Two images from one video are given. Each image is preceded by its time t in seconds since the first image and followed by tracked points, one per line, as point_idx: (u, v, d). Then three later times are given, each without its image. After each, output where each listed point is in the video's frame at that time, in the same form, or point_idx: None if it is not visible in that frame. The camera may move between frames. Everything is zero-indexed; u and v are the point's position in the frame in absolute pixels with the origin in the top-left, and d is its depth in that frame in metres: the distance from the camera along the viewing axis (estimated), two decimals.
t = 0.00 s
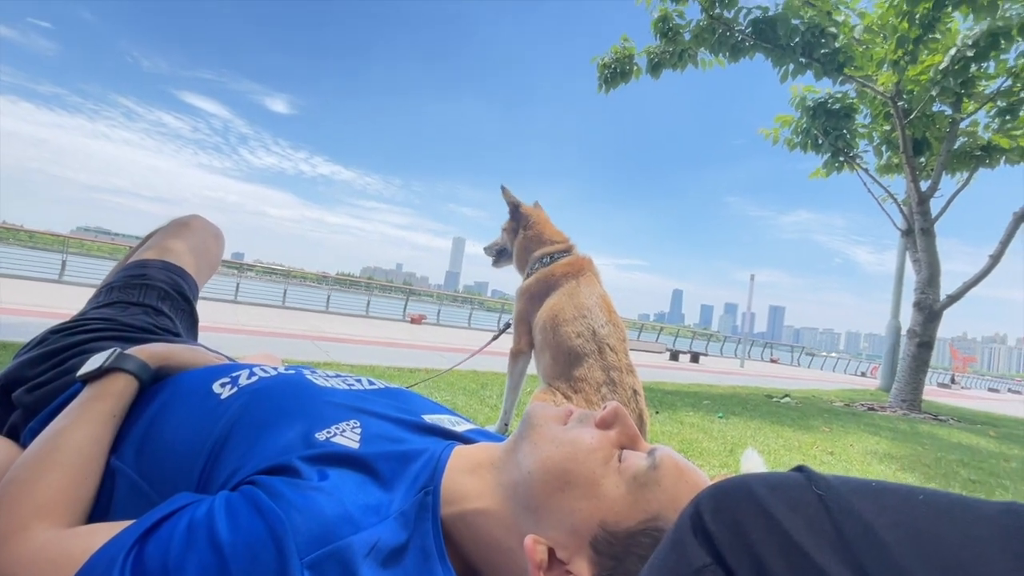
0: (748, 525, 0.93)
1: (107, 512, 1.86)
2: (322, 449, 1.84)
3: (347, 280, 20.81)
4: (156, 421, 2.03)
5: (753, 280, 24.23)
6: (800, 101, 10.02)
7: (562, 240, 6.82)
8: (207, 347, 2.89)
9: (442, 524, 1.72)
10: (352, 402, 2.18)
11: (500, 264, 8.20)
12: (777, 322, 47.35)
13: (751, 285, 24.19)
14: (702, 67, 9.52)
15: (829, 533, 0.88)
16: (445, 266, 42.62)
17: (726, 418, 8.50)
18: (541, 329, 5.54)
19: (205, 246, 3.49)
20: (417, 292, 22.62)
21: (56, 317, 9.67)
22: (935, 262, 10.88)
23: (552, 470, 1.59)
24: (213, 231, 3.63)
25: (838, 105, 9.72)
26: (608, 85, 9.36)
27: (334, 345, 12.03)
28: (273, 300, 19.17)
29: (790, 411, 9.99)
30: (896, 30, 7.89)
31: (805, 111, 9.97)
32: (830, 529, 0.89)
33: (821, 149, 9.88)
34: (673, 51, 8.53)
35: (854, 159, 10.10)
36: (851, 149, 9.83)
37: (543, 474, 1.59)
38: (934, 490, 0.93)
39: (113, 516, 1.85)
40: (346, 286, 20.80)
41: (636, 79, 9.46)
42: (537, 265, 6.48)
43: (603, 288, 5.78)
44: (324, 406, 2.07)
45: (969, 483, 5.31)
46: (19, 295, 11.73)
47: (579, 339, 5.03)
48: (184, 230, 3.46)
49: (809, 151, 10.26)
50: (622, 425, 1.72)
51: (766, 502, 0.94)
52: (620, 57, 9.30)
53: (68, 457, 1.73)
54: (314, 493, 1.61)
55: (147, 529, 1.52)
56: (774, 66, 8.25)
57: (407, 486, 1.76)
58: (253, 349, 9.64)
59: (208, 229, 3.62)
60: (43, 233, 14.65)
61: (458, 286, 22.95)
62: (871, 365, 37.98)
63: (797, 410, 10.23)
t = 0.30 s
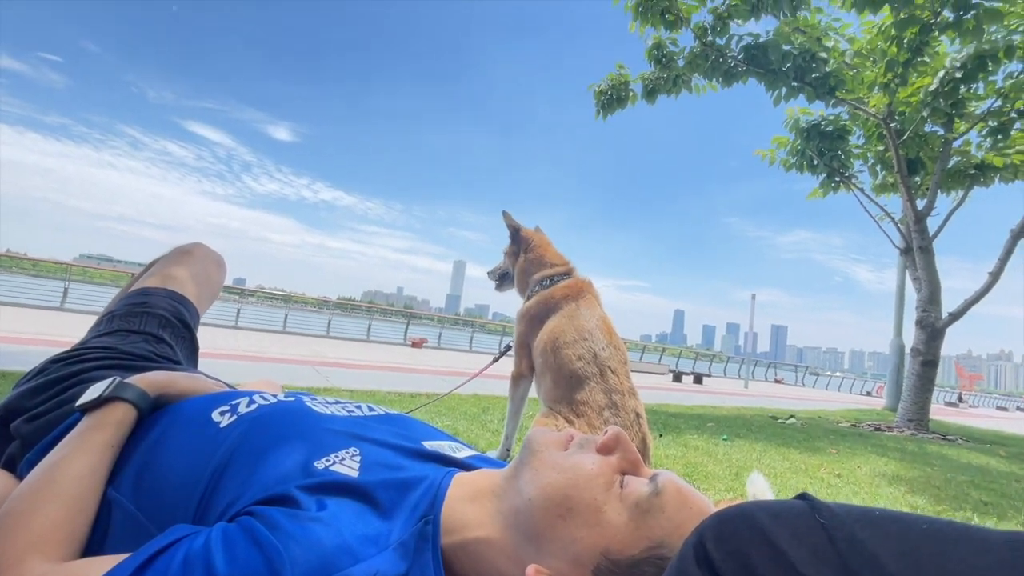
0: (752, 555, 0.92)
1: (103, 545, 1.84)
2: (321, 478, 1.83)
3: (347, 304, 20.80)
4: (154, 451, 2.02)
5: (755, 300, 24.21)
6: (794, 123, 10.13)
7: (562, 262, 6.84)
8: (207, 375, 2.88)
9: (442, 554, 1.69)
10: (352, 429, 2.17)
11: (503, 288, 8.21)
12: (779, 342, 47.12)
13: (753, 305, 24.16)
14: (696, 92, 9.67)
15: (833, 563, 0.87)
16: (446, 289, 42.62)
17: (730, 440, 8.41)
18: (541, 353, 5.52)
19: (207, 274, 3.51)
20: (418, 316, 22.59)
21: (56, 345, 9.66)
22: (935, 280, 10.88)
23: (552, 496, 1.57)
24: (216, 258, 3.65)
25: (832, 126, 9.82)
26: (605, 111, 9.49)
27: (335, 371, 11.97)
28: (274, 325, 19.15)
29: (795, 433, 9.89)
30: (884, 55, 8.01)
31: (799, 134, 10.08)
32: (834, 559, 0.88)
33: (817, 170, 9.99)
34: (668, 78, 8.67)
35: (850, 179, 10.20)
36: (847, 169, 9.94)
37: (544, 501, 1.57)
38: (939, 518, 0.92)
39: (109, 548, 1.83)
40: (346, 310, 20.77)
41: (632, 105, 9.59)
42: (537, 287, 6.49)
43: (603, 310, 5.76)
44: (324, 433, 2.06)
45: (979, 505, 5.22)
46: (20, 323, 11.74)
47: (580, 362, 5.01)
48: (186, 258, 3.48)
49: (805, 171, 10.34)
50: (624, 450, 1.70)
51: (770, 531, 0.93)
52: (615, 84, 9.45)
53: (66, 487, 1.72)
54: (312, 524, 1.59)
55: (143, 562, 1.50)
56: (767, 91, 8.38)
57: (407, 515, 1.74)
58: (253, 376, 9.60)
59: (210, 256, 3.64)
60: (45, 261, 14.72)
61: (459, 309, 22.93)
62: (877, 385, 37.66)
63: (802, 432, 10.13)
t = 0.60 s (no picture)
0: None
1: None
2: (322, 517, 1.81)
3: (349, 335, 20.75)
4: (154, 490, 2.00)
5: (758, 325, 24.14)
6: (787, 150, 10.24)
7: (562, 292, 6.85)
8: (208, 411, 2.86)
9: None
10: (352, 466, 2.15)
11: (505, 319, 8.20)
12: (784, 367, 46.76)
13: (756, 330, 24.08)
14: (691, 122, 9.82)
15: None
16: (447, 319, 42.59)
17: (738, 470, 8.28)
18: (544, 383, 5.48)
19: (210, 309, 3.52)
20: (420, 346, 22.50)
21: (56, 382, 9.61)
22: (936, 302, 10.86)
23: (556, 533, 1.55)
24: (219, 293, 3.67)
25: (825, 153, 9.93)
26: (601, 142, 9.64)
27: (336, 403, 11.88)
28: (275, 357, 19.08)
29: (803, 461, 9.75)
30: (872, 84, 8.16)
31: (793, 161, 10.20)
32: None
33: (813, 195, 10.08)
34: (663, 109, 8.81)
35: (846, 204, 10.29)
36: (842, 194, 10.04)
37: (547, 537, 1.55)
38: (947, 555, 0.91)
39: None
40: (348, 342, 20.71)
41: (628, 136, 9.73)
42: (538, 317, 6.49)
43: (605, 340, 5.74)
44: (324, 470, 2.04)
45: (996, 534, 5.11)
46: (20, 360, 11.71)
47: (583, 393, 4.97)
48: (189, 293, 3.50)
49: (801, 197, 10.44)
50: (628, 483, 1.69)
51: (775, 568, 0.92)
52: (611, 116, 9.61)
53: (63, 531, 1.70)
54: (312, 566, 1.57)
55: None
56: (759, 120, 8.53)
57: (409, 555, 1.71)
58: (254, 410, 9.54)
59: (214, 291, 3.66)
60: (47, 297, 14.77)
61: (461, 339, 22.83)
62: (885, 410, 37.18)
63: (811, 459, 9.98)
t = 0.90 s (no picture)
0: None
1: None
2: (323, 565, 1.75)
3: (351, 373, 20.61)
4: (152, 537, 1.96)
5: (763, 355, 23.95)
6: (782, 181, 10.36)
7: (564, 325, 6.83)
8: (208, 455, 2.82)
9: None
10: (354, 510, 2.10)
11: (508, 353, 8.15)
12: (792, 397, 46.14)
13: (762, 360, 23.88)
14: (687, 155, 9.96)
15: None
16: (450, 354, 42.34)
17: (750, 506, 8.08)
18: (548, 420, 5.40)
19: (211, 349, 3.51)
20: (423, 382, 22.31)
21: (55, 425, 9.50)
22: (941, 328, 10.78)
23: None
24: (221, 334, 3.66)
25: (820, 183, 10.02)
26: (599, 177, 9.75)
27: (338, 443, 11.71)
28: (276, 396, 18.90)
29: (816, 495, 9.51)
30: (862, 116, 8.28)
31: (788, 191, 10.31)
32: None
33: (810, 225, 10.12)
34: (658, 144, 8.93)
35: (844, 233, 10.32)
36: (839, 224, 10.08)
37: None
38: None
39: None
40: (350, 379, 20.56)
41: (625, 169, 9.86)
42: (540, 351, 6.46)
43: (609, 374, 5.68)
44: (326, 515, 1.99)
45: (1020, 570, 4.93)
46: (19, 403, 11.61)
47: (588, 428, 4.90)
48: (192, 334, 3.49)
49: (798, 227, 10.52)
50: (636, 523, 1.64)
51: None
52: (608, 150, 9.75)
53: None
54: None
55: None
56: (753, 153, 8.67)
57: None
58: (255, 451, 9.40)
59: (216, 332, 3.66)
60: (49, 339, 14.74)
61: (465, 374, 22.67)
62: (897, 440, 36.49)
63: (823, 493, 9.75)
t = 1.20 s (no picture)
0: None
1: None
2: None
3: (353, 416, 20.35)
4: None
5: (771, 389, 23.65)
6: (778, 214, 10.44)
7: (570, 363, 6.75)
8: (208, 506, 2.76)
9: None
10: (356, 561, 2.03)
11: (508, 392, 8.04)
12: (803, 432, 45.28)
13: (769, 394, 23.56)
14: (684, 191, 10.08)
15: None
16: (453, 395, 41.88)
17: (766, 548, 7.82)
18: (554, 461, 5.29)
19: (213, 395, 3.47)
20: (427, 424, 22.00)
21: (50, 478, 9.30)
22: (949, 357, 10.64)
23: None
24: (223, 380, 3.63)
25: (816, 216, 10.09)
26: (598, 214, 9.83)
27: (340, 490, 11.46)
28: (277, 442, 18.61)
29: (835, 535, 9.20)
30: (852, 150, 8.37)
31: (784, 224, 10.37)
32: None
33: (809, 257, 10.11)
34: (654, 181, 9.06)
35: (843, 264, 10.31)
36: (838, 254, 10.08)
37: None
38: None
39: None
40: (352, 423, 20.29)
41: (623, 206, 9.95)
42: (546, 390, 6.38)
43: (614, 413, 5.60)
44: (328, 567, 1.92)
45: None
46: (16, 455, 11.42)
47: (595, 470, 4.80)
48: (194, 381, 3.46)
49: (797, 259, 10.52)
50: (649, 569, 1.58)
51: None
52: (606, 188, 9.87)
53: None
54: None
55: None
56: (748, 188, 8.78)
57: None
58: (255, 501, 9.18)
59: (218, 378, 3.62)
60: (48, 388, 14.62)
61: (468, 415, 22.37)
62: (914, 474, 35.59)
63: (842, 533, 9.44)
